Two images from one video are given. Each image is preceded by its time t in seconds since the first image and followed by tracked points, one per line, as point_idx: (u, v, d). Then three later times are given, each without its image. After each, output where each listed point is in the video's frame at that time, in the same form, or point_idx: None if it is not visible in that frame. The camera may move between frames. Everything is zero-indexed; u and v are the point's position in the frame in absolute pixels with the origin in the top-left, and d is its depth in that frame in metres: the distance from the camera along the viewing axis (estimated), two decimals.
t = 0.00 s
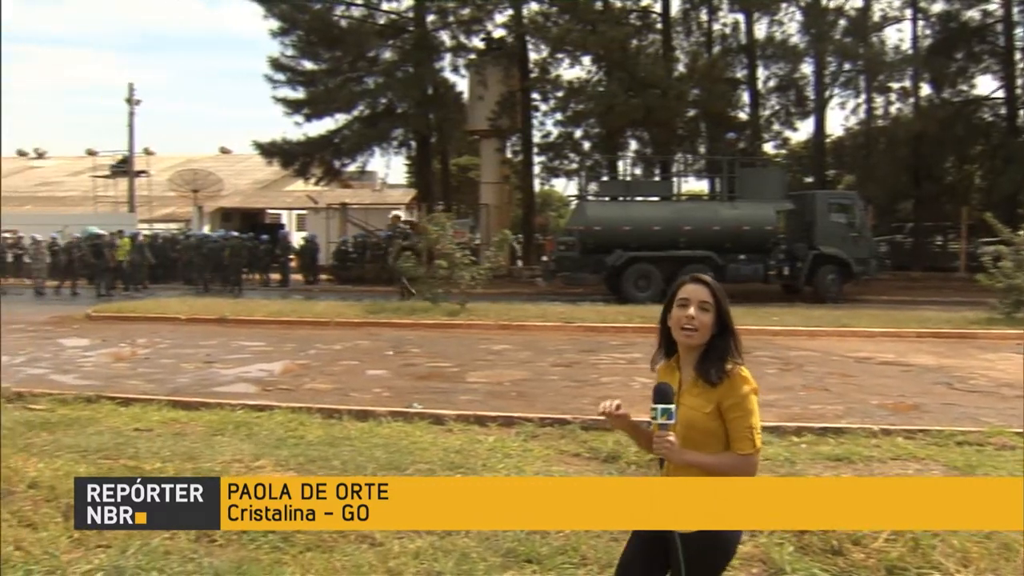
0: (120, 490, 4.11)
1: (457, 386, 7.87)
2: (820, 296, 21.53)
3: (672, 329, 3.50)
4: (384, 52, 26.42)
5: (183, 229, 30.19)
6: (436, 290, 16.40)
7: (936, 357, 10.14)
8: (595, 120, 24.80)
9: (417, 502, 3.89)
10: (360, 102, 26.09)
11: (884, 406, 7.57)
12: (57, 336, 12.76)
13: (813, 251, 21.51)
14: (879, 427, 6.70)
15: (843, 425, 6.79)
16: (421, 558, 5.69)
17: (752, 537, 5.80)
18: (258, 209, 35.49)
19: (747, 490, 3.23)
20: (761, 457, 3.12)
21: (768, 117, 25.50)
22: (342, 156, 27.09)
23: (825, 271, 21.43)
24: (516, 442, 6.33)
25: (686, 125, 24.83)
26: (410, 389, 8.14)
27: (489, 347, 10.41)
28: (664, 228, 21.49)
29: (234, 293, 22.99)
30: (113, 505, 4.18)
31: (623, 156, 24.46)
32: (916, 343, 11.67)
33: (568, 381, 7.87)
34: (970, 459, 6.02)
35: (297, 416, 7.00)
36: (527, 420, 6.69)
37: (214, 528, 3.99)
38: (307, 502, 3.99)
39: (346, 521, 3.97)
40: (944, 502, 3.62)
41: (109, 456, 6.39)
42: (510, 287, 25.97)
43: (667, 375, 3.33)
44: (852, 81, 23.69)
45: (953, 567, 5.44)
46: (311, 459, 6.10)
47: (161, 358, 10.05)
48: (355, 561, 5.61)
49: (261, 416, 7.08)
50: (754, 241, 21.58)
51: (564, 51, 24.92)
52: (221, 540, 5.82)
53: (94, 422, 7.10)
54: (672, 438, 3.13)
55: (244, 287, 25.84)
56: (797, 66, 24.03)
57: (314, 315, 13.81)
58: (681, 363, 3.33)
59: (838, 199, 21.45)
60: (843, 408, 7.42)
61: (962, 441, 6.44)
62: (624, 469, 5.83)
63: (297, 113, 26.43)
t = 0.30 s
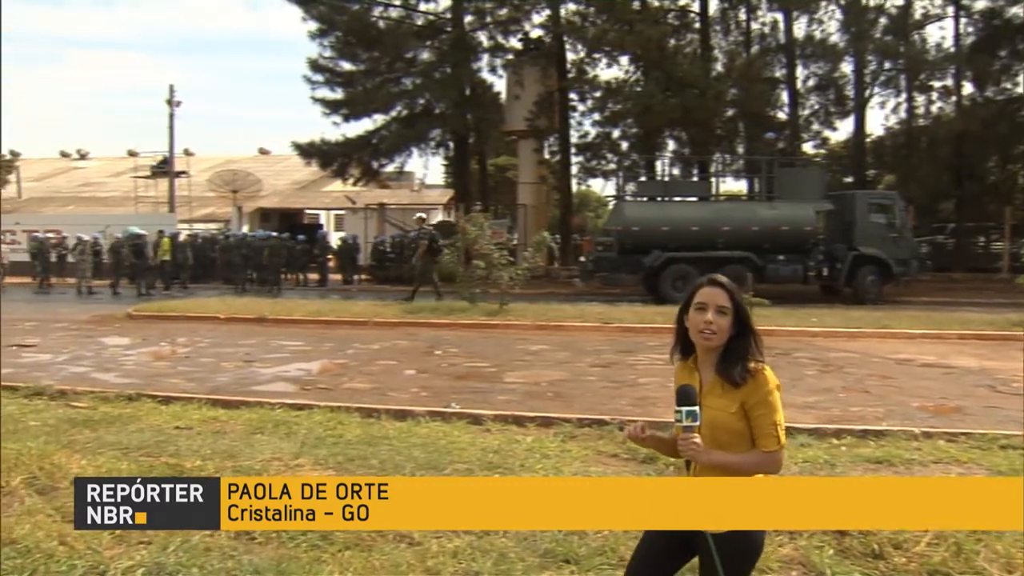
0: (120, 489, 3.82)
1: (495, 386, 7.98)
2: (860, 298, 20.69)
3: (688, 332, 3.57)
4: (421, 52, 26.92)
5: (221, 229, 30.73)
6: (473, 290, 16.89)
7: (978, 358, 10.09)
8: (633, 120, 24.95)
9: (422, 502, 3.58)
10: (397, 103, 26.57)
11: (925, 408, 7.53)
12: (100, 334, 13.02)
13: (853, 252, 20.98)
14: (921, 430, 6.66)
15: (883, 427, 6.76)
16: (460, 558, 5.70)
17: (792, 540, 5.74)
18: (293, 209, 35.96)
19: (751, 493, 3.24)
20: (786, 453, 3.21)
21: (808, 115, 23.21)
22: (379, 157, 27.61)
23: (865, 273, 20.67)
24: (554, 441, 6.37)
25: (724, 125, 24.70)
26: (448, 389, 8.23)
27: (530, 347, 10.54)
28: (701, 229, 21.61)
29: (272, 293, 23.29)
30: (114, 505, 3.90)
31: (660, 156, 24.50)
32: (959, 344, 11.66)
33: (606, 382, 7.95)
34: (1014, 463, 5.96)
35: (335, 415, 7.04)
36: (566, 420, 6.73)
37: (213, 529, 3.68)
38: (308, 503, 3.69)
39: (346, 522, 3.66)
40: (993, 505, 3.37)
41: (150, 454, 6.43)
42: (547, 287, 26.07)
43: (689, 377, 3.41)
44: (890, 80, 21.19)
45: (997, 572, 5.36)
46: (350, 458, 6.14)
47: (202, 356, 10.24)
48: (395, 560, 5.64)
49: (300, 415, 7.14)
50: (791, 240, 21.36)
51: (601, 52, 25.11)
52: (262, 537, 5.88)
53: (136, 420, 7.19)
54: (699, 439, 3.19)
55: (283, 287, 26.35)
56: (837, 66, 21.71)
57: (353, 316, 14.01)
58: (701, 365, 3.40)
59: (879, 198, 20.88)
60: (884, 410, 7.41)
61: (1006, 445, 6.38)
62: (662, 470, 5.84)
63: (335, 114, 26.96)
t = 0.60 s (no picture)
0: (120, 490, 4.19)
1: (524, 386, 8.07)
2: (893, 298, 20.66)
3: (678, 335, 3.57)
4: (449, 53, 27.03)
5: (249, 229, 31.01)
6: (503, 290, 16.91)
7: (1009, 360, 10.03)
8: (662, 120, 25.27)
9: (419, 502, 3.84)
10: (425, 104, 27.15)
11: (957, 410, 7.50)
12: (129, 333, 13.18)
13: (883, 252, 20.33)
14: (952, 432, 6.63)
15: (914, 430, 6.73)
16: (489, 558, 5.71)
17: (822, 543, 5.68)
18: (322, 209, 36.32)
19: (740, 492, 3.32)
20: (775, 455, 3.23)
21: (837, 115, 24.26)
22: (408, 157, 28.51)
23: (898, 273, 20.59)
24: (583, 442, 6.40)
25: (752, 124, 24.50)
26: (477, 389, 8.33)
27: (559, 348, 10.64)
28: (731, 229, 22.12)
29: (299, 292, 23.50)
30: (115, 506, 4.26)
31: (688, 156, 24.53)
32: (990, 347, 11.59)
33: (635, 383, 8.03)
34: None
35: (364, 415, 7.08)
36: (595, 421, 6.75)
37: (213, 528, 4.00)
38: (307, 502, 3.97)
39: (346, 522, 3.92)
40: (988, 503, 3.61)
41: (180, 452, 6.46)
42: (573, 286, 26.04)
43: (679, 380, 3.41)
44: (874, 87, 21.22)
45: None
46: (379, 457, 6.17)
47: (232, 355, 10.39)
48: (423, 560, 5.66)
49: (329, 414, 7.19)
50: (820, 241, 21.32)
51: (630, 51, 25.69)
52: (291, 536, 5.91)
53: (166, 419, 7.26)
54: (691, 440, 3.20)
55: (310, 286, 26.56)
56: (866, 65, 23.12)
57: (382, 317, 14.15)
58: (691, 368, 3.41)
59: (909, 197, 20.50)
60: (914, 412, 7.39)
61: None
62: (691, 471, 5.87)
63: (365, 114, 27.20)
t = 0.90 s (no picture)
0: (120, 489, 4.11)
1: (552, 386, 8.18)
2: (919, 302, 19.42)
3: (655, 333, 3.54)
4: (478, 53, 27.34)
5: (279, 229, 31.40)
6: (531, 290, 16.96)
7: None
8: (690, 120, 25.07)
9: (418, 501, 3.71)
10: (454, 104, 27.06)
11: (988, 413, 7.45)
12: (159, 332, 13.33)
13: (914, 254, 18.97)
14: (984, 435, 6.59)
15: (945, 432, 6.69)
16: (517, 558, 5.71)
17: (853, 545, 5.61)
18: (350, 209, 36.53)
19: (720, 495, 3.28)
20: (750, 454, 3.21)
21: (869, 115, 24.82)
22: (437, 158, 27.85)
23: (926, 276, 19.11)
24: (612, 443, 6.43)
25: (783, 125, 24.39)
26: (506, 389, 8.43)
27: (588, 349, 10.70)
28: (760, 229, 21.87)
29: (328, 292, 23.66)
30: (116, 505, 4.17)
31: (718, 157, 24.52)
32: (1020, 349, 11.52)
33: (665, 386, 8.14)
34: None
35: (392, 415, 7.13)
36: (624, 422, 6.80)
37: (214, 528, 3.89)
38: (306, 503, 3.86)
39: (346, 522, 3.80)
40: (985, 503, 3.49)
41: (209, 451, 6.51)
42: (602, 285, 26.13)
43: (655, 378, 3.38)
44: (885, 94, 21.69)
45: None
46: (408, 457, 6.19)
47: (262, 355, 10.51)
48: (452, 559, 5.67)
49: (357, 414, 7.26)
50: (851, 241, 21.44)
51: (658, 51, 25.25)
52: (320, 535, 5.92)
53: (196, 417, 7.34)
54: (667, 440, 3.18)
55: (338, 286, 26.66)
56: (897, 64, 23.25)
57: (410, 316, 14.25)
58: (667, 366, 3.38)
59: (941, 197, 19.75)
60: (945, 414, 7.36)
61: None
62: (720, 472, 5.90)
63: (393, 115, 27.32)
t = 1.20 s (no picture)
0: (120, 489, 3.77)
1: (582, 387, 8.25)
2: (954, 300, 20.83)
3: (655, 333, 3.58)
4: (507, 53, 27.52)
5: (307, 229, 31.64)
6: (560, 291, 16.98)
7: None
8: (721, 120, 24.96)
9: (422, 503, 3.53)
10: (484, 104, 27.04)
11: None
12: (191, 331, 13.43)
13: (947, 253, 21.08)
14: (1019, 438, 6.52)
15: (979, 435, 6.63)
16: (547, 558, 5.72)
17: (885, 548, 5.55)
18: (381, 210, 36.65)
19: (721, 495, 3.35)
20: (749, 449, 3.22)
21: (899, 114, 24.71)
22: (466, 158, 27.95)
23: (960, 275, 20.83)
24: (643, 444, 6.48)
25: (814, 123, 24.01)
26: (536, 389, 8.49)
27: (619, 350, 10.74)
28: (791, 230, 21.71)
29: (358, 292, 23.79)
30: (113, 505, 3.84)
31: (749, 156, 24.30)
32: None
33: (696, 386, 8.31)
34: None
35: (422, 415, 7.17)
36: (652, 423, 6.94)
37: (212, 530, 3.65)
38: (308, 503, 3.66)
39: (346, 523, 3.63)
40: (989, 504, 3.43)
41: (241, 450, 6.55)
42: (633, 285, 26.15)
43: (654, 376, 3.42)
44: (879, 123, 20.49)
45: None
46: (438, 457, 6.21)
47: (292, 354, 10.60)
48: (482, 559, 5.68)
49: (388, 414, 7.31)
50: (882, 242, 21.37)
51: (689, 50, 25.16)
52: (351, 534, 5.94)
53: (227, 416, 7.40)
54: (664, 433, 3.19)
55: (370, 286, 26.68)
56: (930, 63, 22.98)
57: (441, 316, 14.32)
58: (667, 363, 3.42)
59: (975, 199, 21.10)
60: (978, 417, 7.31)
61: None
62: (753, 473, 5.90)
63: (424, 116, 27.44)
